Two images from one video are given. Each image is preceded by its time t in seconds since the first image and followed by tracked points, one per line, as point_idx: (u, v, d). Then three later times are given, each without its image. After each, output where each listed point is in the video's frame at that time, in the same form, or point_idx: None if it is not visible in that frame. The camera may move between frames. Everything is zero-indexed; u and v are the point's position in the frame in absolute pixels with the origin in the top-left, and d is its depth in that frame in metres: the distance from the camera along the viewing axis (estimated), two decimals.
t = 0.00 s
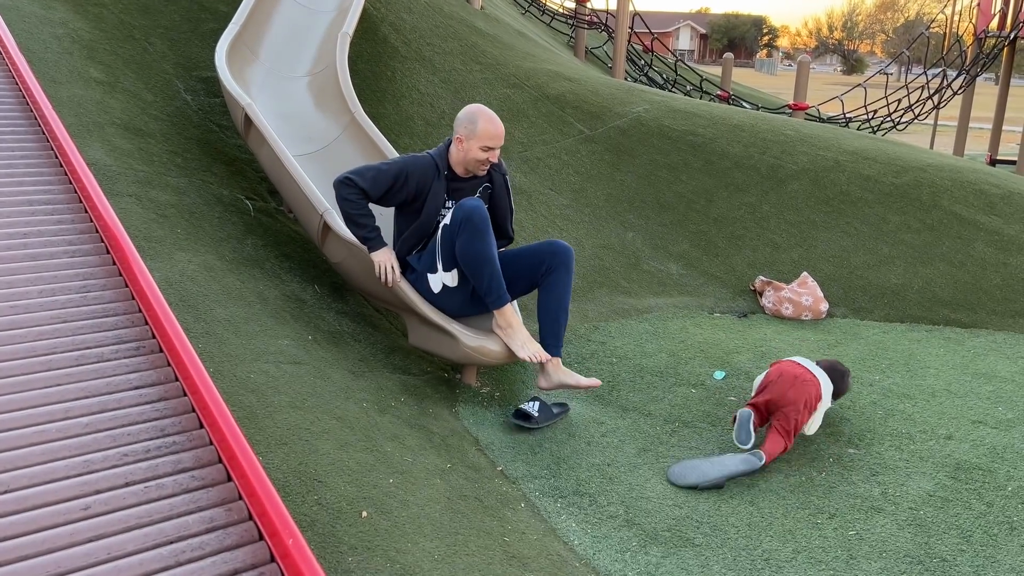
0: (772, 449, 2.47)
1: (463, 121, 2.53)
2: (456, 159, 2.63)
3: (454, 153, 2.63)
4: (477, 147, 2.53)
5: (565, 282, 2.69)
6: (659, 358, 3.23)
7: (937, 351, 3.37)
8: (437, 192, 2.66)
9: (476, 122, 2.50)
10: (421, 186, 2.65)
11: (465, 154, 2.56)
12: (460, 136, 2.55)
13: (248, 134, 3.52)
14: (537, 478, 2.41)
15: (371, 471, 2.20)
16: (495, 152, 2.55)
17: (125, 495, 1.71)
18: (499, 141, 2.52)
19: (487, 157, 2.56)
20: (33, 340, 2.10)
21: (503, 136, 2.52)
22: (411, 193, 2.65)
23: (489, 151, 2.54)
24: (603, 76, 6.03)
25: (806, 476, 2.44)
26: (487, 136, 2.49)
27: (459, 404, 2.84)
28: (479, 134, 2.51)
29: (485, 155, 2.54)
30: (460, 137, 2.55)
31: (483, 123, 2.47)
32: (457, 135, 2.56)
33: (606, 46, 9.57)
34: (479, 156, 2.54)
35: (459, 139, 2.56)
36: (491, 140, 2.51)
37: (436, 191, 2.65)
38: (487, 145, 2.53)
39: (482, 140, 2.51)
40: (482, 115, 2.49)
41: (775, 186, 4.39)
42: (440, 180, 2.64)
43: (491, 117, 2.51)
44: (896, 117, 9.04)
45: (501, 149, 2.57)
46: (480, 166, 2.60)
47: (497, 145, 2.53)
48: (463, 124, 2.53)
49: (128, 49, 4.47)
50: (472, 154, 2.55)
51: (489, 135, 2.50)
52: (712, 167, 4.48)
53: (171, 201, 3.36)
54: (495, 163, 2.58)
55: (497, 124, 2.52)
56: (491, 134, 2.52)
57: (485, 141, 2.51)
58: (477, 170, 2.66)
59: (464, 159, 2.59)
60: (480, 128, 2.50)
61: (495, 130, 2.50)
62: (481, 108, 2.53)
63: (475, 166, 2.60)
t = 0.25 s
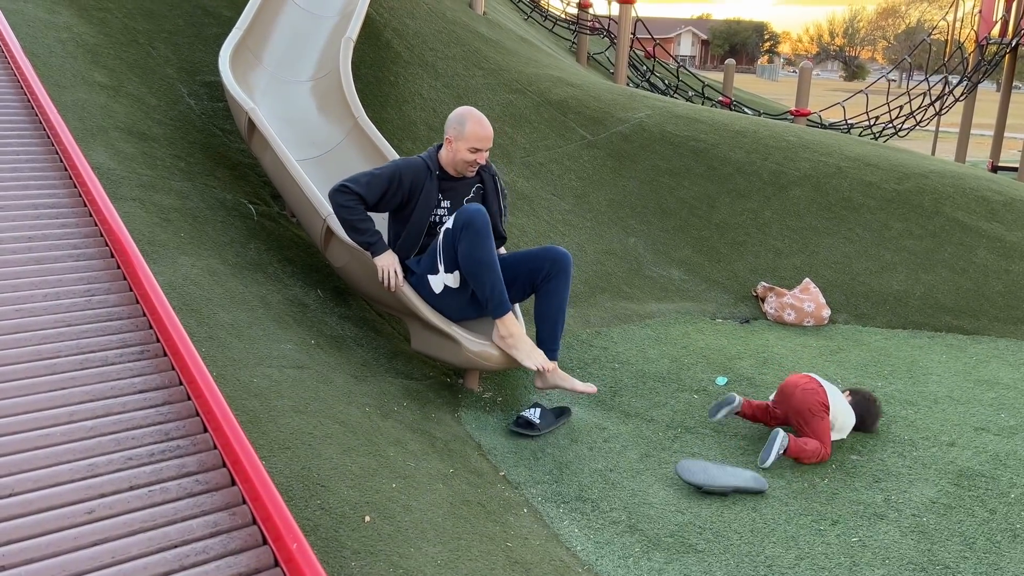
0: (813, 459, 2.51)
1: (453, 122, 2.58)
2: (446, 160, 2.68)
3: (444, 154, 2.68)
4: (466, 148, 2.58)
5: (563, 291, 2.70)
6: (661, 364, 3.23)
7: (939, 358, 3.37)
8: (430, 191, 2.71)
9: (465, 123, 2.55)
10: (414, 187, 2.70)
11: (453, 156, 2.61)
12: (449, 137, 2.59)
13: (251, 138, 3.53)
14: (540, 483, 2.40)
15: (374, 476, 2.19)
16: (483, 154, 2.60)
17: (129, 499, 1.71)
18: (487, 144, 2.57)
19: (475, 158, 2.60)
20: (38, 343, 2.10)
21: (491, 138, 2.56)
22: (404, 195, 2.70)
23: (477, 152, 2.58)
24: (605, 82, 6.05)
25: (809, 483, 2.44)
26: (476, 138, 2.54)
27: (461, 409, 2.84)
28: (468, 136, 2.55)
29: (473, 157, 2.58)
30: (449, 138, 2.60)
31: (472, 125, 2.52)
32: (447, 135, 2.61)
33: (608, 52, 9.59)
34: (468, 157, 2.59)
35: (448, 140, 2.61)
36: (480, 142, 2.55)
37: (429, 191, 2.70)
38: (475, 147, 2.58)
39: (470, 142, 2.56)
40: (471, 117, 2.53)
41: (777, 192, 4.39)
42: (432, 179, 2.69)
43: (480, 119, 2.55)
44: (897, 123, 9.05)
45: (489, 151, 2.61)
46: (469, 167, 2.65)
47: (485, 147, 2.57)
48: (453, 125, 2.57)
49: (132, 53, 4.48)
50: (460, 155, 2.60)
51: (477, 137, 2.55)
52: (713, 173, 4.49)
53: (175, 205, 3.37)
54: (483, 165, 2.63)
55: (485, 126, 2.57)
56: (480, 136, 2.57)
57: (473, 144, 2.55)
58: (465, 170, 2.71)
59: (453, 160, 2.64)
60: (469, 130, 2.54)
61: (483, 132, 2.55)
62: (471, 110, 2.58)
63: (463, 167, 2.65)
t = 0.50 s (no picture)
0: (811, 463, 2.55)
1: (441, 124, 2.67)
2: (436, 164, 2.74)
3: (433, 158, 2.75)
4: (454, 148, 2.65)
5: (563, 290, 2.70)
6: (660, 370, 3.23)
7: (938, 365, 3.37)
8: (423, 196, 2.73)
9: (453, 123, 2.64)
10: (407, 193, 2.72)
11: (442, 156, 2.68)
12: (438, 138, 2.68)
13: (251, 143, 3.53)
14: (539, 489, 2.40)
15: (374, 482, 2.19)
16: (471, 153, 2.67)
17: (130, 503, 1.71)
18: (475, 142, 2.65)
19: (463, 157, 2.67)
20: (39, 347, 2.10)
21: (478, 137, 2.64)
22: (397, 201, 2.72)
23: (465, 151, 2.66)
24: (604, 88, 6.07)
25: (808, 490, 2.44)
26: (463, 136, 2.62)
27: (460, 415, 2.84)
28: (456, 135, 2.64)
29: (461, 156, 2.65)
30: (437, 139, 2.68)
31: (460, 123, 2.60)
32: (435, 137, 2.69)
33: (606, 58, 9.61)
34: (456, 155, 2.66)
35: (436, 141, 2.69)
36: (468, 140, 2.64)
37: (422, 195, 2.72)
38: (463, 146, 2.65)
39: (458, 141, 2.64)
40: (458, 117, 2.63)
41: (775, 198, 4.41)
42: (424, 183, 2.72)
43: (468, 120, 2.64)
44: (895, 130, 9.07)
45: (476, 151, 2.69)
46: (457, 168, 2.71)
47: (473, 146, 2.65)
48: (441, 126, 2.67)
49: (133, 59, 4.49)
50: (449, 154, 2.67)
51: (465, 136, 2.64)
52: (712, 180, 4.50)
53: (175, 210, 3.37)
54: (471, 165, 2.69)
55: (472, 127, 2.66)
56: (467, 136, 2.65)
57: (461, 142, 2.63)
58: (454, 175, 2.77)
59: (442, 161, 2.71)
60: (456, 129, 2.63)
61: (470, 132, 2.63)
62: (458, 113, 2.68)
63: (452, 168, 2.71)
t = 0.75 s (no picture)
0: (807, 467, 2.55)
1: (427, 124, 2.75)
2: (424, 166, 2.78)
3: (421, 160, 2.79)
4: (439, 142, 2.70)
5: (550, 298, 2.71)
6: (654, 374, 3.23)
7: (930, 369, 3.39)
8: (412, 200, 2.74)
9: (437, 120, 2.71)
10: (396, 199, 2.74)
11: (427, 152, 2.73)
12: (423, 137, 2.74)
13: (246, 147, 3.53)
14: (534, 493, 2.40)
15: (369, 486, 2.19)
16: (455, 147, 2.71)
17: (125, 508, 1.70)
18: (459, 135, 2.70)
19: (447, 151, 2.70)
20: (32, 352, 2.09)
21: (462, 131, 2.69)
22: (387, 206, 2.73)
23: (449, 145, 2.70)
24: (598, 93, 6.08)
25: (803, 494, 2.44)
26: (447, 129, 2.68)
27: (454, 419, 2.84)
28: (439, 130, 2.70)
29: (445, 149, 2.69)
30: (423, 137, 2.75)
31: (443, 117, 2.67)
32: (422, 137, 2.76)
33: (600, 64, 9.64)
34: (439, 149, 2.69)
35: (422, 140, 2.75)
36: (451, 133, 2.69)
37: (411, 199, 2.74)
38: (447, 140, 2.70)
39: (441, 135, 2.69)
40: (442, 114, 2.71)
41: (768, 204, 4.42)
42: (413, 187, 2.74)
43: (452, 117, 2.72)
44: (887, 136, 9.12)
45: (461, 147, 2.73)
46: (443, 165, 2.74)
47: (456, 139, 2.69)
48: (427, 126, 2.74)
49: (127, 63, 4.48)
50: (433, 150, 2.71)
51: (448, 130, 2.70)
52: (705, 185, 4.52)
53: (169, 214, 3.37)
54: (455, 160, 2.71)
55: (457, 124, 2.73)
56: (451, 131, 2.71)
57: (444, 135, 2.68)
58: (442, 175, 2.80)
59: (427, 159, 2.74)
60: (440, 124, 2.70)
61: (454, 126, 2.70)
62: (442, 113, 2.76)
63: (437, 165, 2.74)
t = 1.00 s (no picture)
0: (795, 470, 2.56)
1: (414, 127, 2.79)
2: (412, 169, 2.80)
3: (409, 164, 2.82)
4: (423, 142, 2.73)
5: (535, 311, 2.71)
6: (642, 378, 3.24)
7: (916, 372, 3.41)
8: (399, 205, 2.74)
9: (423, 122, 2.75)
10: (383, 203, 2.74)
11: (412, 153, 2.75)
12: (410, 139, 2.78)
13: (232, 152, 3.52)
14: (522, 497, 2.40)
15: (356, 491, 2.18)
16: (439, 148, 2.72)
17: (110, 514, 1.69)
18: (443, 136, 2.72)
19: (431, 152, 2.72)
20: (17, 357, 2.08)
21: (446, 132, 2.71)
22: (374, 212, 2.73)
23: (433, 145, 2.72)
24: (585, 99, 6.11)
25: (789, 496, 2.46)
26: (431, 129, 2.71)
27: (443, 424, 2.84)
28: (424, 131, 2.73)
29: (429, 149, 2.71)
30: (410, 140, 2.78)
31: (428, 118, 2.71)
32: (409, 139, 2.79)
33: (587, 69, 9.67)
34: (424, 149, 2.72)
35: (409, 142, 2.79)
36: (436, 134, 2.72)
37: (398, 204, 2.73)
38: (432, 140, 2.73)
39: (425, 135, 2.72)
40: (427, 115, 2.75)
41: (754, 208, 4.45)
42: (400, 193, 2.74)
43: (437, 119, 2.75)
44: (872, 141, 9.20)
45: (446, 148, 2.75)
46: (428, 167, 2.75)
47: (440, 140, 2.71)
48: (413, 128, 2.78)
49: (113, 68, 4.46)
50: (418, 151, 2.74)
51: (433, 130, 2.73)
52: (692, 190, 4.54)
53: (155, 219, 3.35)
54: (440, 161, 2.73)
55: (443, 126, 2.76)
56: (436, 132, 2.74)
57: (428, 135, 2.71)
58: (428, 176, 2.81)
59: (413, 161, 2.77)
60: (424, 126, 2.73)
61: (438, 127, 2.72)
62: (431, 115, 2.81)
63: (423, 167, 2.76)
